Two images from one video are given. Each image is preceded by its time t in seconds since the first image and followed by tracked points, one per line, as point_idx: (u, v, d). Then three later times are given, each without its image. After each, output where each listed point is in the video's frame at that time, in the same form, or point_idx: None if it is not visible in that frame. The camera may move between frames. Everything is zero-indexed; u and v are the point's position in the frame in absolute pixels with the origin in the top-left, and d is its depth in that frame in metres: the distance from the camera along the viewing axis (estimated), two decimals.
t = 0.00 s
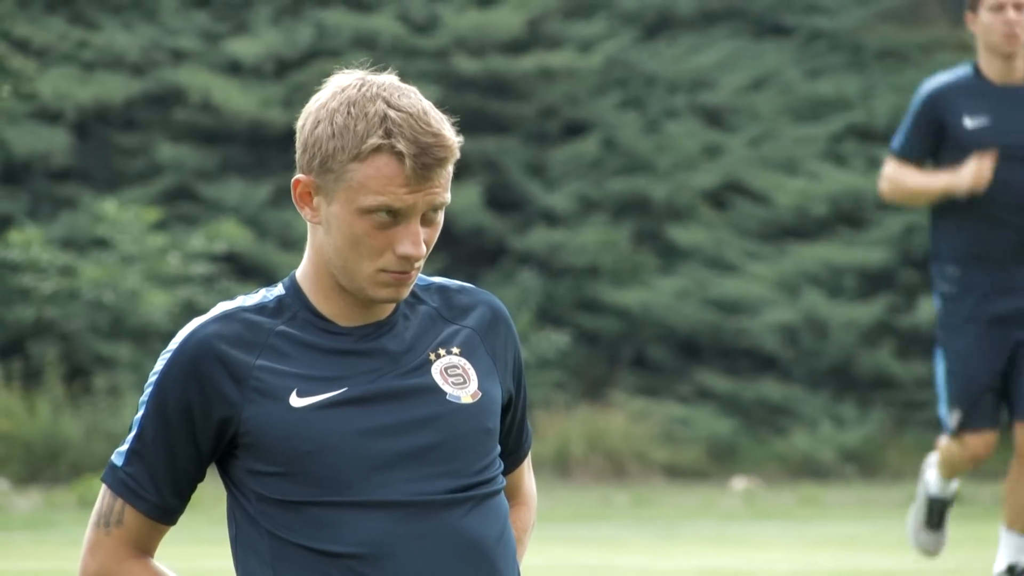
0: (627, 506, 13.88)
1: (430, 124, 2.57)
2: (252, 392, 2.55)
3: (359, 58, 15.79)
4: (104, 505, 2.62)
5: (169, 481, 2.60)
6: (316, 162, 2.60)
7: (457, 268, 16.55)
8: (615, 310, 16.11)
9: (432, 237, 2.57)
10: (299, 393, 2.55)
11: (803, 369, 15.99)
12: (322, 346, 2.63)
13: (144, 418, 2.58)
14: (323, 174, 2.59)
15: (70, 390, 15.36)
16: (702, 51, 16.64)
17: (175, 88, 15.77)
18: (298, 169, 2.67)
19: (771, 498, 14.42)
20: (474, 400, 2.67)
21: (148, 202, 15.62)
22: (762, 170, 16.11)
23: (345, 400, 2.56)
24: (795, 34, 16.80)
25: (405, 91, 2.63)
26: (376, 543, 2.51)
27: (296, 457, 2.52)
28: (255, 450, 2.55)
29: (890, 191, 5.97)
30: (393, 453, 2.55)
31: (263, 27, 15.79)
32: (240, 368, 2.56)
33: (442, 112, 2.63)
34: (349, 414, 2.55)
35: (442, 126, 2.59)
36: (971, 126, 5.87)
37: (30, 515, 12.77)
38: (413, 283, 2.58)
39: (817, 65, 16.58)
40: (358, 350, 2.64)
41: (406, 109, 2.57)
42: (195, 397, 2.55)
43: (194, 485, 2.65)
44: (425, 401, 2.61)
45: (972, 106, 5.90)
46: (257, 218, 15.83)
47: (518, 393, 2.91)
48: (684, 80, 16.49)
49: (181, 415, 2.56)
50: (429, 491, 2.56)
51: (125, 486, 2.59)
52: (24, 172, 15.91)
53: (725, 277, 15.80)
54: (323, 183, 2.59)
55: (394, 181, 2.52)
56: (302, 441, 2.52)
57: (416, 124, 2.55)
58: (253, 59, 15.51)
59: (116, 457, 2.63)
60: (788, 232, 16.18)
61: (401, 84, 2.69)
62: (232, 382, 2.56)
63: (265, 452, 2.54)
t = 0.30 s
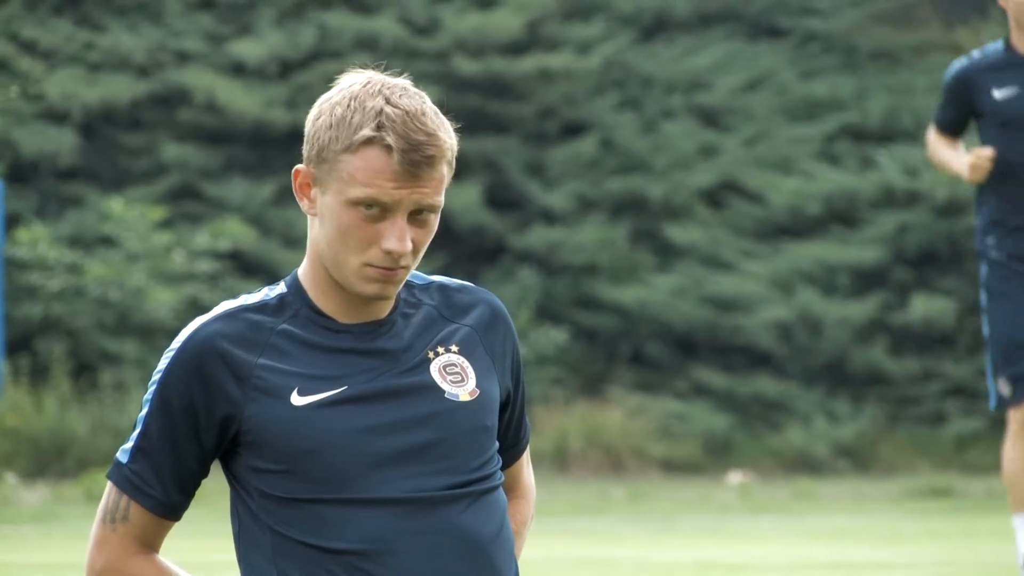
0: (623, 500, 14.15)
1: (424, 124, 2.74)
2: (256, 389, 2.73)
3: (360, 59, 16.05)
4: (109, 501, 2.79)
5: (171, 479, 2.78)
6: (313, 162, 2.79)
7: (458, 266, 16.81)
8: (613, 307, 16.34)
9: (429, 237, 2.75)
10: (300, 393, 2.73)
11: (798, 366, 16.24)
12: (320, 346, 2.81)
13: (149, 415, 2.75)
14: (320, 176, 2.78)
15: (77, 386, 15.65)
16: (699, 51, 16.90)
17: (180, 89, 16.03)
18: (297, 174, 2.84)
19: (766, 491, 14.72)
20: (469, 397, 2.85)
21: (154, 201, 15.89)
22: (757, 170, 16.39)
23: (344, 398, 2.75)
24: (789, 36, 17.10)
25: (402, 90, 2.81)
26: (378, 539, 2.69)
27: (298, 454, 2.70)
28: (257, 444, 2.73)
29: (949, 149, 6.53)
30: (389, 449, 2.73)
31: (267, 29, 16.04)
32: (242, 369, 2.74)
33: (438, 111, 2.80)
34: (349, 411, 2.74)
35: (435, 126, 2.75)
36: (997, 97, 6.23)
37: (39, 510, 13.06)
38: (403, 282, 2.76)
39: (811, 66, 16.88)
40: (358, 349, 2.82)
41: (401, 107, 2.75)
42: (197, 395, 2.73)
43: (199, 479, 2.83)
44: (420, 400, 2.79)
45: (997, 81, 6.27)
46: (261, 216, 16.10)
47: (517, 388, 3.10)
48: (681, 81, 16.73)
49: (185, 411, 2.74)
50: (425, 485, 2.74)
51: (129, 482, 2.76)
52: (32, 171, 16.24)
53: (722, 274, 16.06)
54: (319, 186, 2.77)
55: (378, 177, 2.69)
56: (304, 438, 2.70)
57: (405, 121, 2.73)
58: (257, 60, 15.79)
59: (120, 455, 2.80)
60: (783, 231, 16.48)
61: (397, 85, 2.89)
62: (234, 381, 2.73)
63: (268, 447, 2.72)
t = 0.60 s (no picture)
0: (625, 489, 14.48)
1: (408, 107, 2.33)
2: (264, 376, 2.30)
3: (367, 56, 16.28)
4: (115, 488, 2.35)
5: (178, 464, 2.33)
6: (312, 140, 2.37)
7: (462, 259, 17.13)
8: (614, 299, 16.70)
9: (427, 218, 2.33)
10: (306, 381, 2.30)
11: (795, 356, 16.58)
12: (332, 329, 2.37)
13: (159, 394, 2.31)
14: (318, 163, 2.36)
15: (88, 376, 15.99)
16: (699, 49, 17.23)
17: (189, 85, 16.33)
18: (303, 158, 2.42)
19: (762, 480, 15.06)
20: (478, 391, 2.42)
21: (164, 195, 16.21)
22: (755, 165, 16.71)
23: (350, 390, 2.31)
24: (787, 34, 17.44)
25: (398, 75, 2.41)
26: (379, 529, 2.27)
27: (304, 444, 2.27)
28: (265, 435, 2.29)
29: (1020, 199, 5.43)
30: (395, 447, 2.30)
31: (275, 27, 16.33)
32: (253, 347, 2.31)
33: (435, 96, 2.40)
34: (353, 404, 2.30)
35: (421, 110, 2.34)
36: None
37: (53, 498, 13.37)
38: (400, 261, 2.34)
39: (808, 63, 17.23)
40: (361, 338, 2.37)
41: (391, 90, 2.34)
42: (204, 374, 2.29)
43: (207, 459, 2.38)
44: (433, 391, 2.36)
45: None
46: (269, 210, 16.42)
47: (519, 379, 2.66)
48: (680, 78, 17.06)
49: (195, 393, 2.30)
50: (428, 484, 2.31)
51: (137, 460, 2.33)
52: (44, 166, 16.56)
53: (720, 267, 16.41)
54: (319, 167, 2.36)
55: (364, 156, 2.29)
56: (310, 429, 2.27)
57: (382, 100, 2.33)
58: (265, 57, 16.08)
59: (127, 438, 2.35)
60: (781, 225, 16.87)
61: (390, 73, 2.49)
62: (240, 362, 2.30)
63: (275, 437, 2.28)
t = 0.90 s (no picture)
0: (624, 479, 14.78)
1: (435, 95, 2.19)
2: (260, 360, 2.17)
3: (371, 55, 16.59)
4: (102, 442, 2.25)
5: (166, 434, 2.23)
6: (331, 125, 2.22)
7: (464, 253, 17.49)
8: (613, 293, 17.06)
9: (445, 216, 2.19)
10: (303, 374, 2.16)
11: (790, 349, 16.93)
12: (333, 319, 2.22)
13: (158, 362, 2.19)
14: (338, 149, 2.21)
15: (98, 368, 16.32)
16: (695, 48, 17.59)
17: (197, 84, 16.66)
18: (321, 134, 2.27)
19: (758, 470, 15.39)
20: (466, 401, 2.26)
21: (172, 191, 16.54)
22: (752, 161, 17.03)
23: (343, 389, 2.17)
24: (782, 33, 17.82)
25: (421, 65, 2.25)
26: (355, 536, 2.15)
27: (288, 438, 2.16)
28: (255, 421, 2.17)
29: None
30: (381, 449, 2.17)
31: (281, 27, 16.66)
32: (253, 326, 2.19)
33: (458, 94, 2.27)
34: (345, 403, 2.16)
35: (448, 97, 2.20)
36: None
37: (64, 488, 13.68)
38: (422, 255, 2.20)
39: (802, 62, 17.60)
40: (359, 332, 2.22)
41: (418, 81, 2.20)
42: (203, 343, 2.17)
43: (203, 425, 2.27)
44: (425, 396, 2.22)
45: None
46: (274, 206, 16.72)
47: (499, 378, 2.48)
48: (678, 77, 17.42)
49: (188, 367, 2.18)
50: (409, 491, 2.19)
51: (134, 421, 2.21)
52: (55, 163, 16.90)
53: (717, 262, 16.75)
54: (337, 153, 2.21)
55: (398, 146, 2.14)
56: (299, 421, 2.15)
57: (415, 87, 2.18)
58: (272, 56, 16.42)
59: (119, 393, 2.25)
60: (776, 220, 17.22)
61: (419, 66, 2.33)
62: (240, 340, 2.18)
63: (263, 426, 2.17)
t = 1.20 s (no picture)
0: (623, 474, 15.29)
1: (495, 154, 2.63)
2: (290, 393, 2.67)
3: (377, 62, 17.09)
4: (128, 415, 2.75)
5: (194, 433, 2.73)
6: (390, 194, 2.66)
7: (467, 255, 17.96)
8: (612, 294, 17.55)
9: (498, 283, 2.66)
10: (329, 419, 2.67)
11: (784, 348, 17.42)
12: (353, 359, 2.71)
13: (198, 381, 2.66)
14: (392, 208, 2.66)
15: (112, 367, 16.80)
16: (692, 55, 18.04)
17: (208, 89, 17.10)
18: (377, 177, 2.69)
19: (753, 466, 15.87)
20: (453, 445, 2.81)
21: (184, 195, 17.03)
22: (747, 165, 17.53)
23: (357, 434, 2.69)
24: (777, 40, 18.27)
25: (467, 124, 2.70)
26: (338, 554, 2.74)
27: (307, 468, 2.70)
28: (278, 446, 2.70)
29: None
30: (372, 488, 2.73)
31: (289, 35, 17.12)
32: (296, 361, 2.67)
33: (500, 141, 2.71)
34: (356, 444, 2.70)
35: (504, 155, 2.65)
36: None
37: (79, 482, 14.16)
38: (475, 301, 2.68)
39: (796, 69, 18.07)
40: (378, 379, 2.73)
41: (474, 140, 2.64)
42: (252, 371, 2.65)
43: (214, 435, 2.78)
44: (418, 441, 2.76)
45: None
46: (283, 209, 17.25)
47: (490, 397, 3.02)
48: (676, 83, 17.88)
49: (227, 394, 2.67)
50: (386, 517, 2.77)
51: (157, 429, 2.72)
52: (69, 167, 17.37)
53: (713, 263, 17.24)
54: (394, 218, 2.66)
55: (464, 216, 2.59)
56: (317, 458, 2.68)
57: (482, 156, 2.62)
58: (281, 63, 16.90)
59: (161, 380, 2.71)
60: (771, 223, 17.66)
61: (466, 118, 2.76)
62: (280, 372, 2.67)
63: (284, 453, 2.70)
